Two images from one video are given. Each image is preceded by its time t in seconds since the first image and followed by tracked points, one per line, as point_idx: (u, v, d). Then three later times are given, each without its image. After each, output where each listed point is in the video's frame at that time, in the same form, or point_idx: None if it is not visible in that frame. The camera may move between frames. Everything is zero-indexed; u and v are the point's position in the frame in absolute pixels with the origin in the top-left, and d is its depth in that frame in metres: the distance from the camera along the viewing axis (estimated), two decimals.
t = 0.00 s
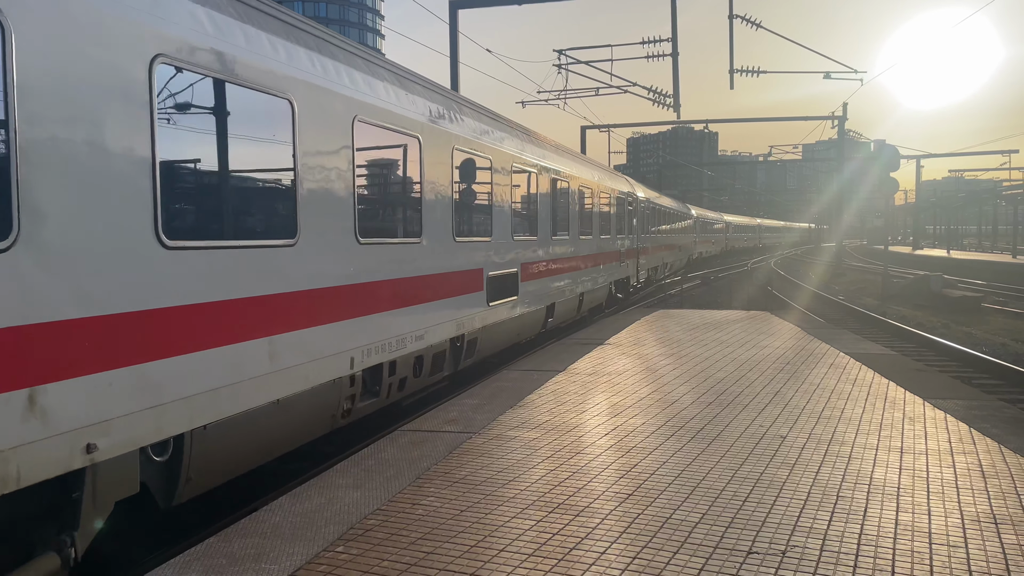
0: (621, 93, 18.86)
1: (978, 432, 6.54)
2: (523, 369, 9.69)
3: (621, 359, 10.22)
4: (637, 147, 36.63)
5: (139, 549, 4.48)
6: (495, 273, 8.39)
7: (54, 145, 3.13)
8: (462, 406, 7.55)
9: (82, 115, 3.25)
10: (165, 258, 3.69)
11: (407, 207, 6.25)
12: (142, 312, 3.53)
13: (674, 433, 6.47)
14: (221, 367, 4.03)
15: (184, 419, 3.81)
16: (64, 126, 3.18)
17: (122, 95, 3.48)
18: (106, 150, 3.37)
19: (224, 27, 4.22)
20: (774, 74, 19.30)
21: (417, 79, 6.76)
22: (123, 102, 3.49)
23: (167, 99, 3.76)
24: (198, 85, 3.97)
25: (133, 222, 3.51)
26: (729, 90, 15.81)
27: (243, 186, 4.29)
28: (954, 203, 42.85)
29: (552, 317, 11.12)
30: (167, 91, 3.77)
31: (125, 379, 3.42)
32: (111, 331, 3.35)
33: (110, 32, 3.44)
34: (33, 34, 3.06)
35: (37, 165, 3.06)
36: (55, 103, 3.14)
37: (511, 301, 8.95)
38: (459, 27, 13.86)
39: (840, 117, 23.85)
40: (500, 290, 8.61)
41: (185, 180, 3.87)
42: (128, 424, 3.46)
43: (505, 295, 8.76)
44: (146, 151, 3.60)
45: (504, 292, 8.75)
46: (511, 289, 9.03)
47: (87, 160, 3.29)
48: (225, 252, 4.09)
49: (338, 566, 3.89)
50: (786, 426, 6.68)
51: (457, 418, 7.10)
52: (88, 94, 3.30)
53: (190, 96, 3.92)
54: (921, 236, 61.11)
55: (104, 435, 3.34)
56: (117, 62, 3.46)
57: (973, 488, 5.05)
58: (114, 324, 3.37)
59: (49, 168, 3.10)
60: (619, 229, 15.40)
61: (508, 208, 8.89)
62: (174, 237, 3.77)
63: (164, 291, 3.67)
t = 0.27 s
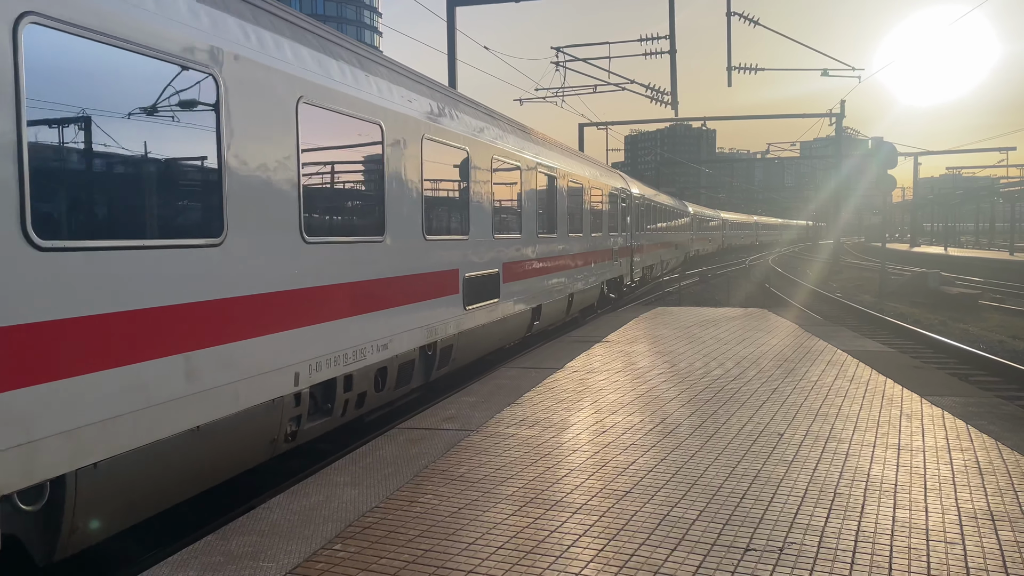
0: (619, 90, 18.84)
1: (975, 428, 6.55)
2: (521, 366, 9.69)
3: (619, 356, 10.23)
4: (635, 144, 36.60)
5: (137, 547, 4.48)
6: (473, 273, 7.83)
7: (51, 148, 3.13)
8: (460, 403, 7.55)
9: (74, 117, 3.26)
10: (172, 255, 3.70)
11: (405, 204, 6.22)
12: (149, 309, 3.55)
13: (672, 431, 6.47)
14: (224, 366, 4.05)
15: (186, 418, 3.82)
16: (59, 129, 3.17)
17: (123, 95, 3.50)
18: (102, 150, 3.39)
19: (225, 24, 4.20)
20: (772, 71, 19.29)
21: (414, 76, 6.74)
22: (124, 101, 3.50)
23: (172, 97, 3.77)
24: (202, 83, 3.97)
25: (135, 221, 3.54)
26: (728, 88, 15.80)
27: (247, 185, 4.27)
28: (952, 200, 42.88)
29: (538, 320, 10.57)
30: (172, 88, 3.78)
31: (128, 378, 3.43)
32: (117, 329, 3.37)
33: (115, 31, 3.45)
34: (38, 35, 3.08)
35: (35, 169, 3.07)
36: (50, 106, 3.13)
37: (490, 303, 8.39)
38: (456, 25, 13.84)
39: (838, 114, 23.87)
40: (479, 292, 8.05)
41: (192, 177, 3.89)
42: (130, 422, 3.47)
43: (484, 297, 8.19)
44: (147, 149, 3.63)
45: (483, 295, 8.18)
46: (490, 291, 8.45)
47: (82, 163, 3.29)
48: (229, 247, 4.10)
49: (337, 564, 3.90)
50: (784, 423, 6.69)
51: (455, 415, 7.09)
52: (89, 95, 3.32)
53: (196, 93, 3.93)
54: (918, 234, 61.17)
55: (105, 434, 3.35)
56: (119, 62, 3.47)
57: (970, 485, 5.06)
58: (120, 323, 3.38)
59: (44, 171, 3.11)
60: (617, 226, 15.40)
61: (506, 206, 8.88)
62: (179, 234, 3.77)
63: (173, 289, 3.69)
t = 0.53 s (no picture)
0: (617, 88, 18.82)
1: (973, 426, 6.56)
2: (519, 364, 9.68)
3: (617, 354, 10.23)
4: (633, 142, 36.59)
5: (136, 546, 4.48)
6: (449, 276, 7.20)
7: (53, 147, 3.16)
8: (459, 401, 7.55)
9: (82, 115, 3.27)
10: (169, 254, 3.68)
11: (405, 202, 6.22)
12: (146, 308, 3.52)
13: (670, 428, 6.47)
14: (223, 366, 4.04)
15: (187, 418, 3.82)
16: (62, 127, 3.18)
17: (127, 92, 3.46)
18: (108, 148, 3.38)
19: (226, 22, 4.19)
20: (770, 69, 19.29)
21: (412, 73, 6.73)
22: (127, 100, 3.46)
23: (171, 93, 3.72)
24: (196, 75, 3.92)
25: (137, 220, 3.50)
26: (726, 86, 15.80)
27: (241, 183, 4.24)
28: (950, 198, 42.93)
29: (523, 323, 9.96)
30: (172, 87, 3.73)
31: (127, 378, 3.41)
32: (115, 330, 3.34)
33: (115, 28, 3.42)
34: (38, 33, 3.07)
35: (36, 167, 3.10)
36: (53, 103, 3.14)
37: (468, 309, 7.76)
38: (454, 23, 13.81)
39: (837, 112, 23.87)
40: (455, 297, 7.41)
41: (189, 176, 3.85)
42: (132, 422, 3.47)
43: (461, 302, 7.56)
44: (148, 147, 3.57)
45: (459, 300, 7.53)
46: (468, 295, 7.79)
47: (88, 160, 3.30)
48: (229, 246, 4.10)
49: (335, 562, 3.90)
50: (782, 420, 6.70)
51: (453, 413, 7.09)
52: (92, 92, 3.30)
53: (191, 87, 3.88)
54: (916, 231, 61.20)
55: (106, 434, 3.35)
56: (120, 59, 3.43)
57: (968, 482, 5.07)
58: (119, 323, 3.37)
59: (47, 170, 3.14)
60: (614, 224, 15.39)
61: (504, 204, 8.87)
62: (176, 233, 3.73)
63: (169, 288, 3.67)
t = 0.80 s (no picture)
0: (617, 86, 18.84)
1: (972, 423, 6.57)
2: (519, 363, 9.68)
3: (617, 352, 10.23)
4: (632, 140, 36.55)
5: (136, 546, 4.48)
6: (420, 279, 6.55)
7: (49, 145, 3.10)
8: (459, 400, 7.55)
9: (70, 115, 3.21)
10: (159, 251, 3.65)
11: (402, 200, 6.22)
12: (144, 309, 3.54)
13: (670, 426, 6.47)
14: (218, 365, 4.03)
15: (183, 417, 3.82)
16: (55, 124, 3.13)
17: (114, 89, 3.44)
18: (97, 146, 3.33)
19: (218, 18, 4.19)
20: (769, 67, 19.30)
21: (410, 71, 6.73)
22: (116, 96, 3.44)
23: (161, 91, 3.72)
24: (190, 75, 3.92)
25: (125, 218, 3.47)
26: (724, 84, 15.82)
27: (232, 180, 4.21)
28: (950, 195, 42.95)
29: (507, 327, 9.37)
30: (161, 83, 3.73)
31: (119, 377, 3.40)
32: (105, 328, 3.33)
33: (105, 25, 3.40)
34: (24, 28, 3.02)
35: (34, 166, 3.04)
36: (44, 100, 3.09)
37: (444, 315, 7.13)
38: (453, 20, 13.80)
39: (836, 110, 23.90)
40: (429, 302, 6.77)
41: (177, 174, 3.82)
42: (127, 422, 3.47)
43: (435, 308, 6.91)
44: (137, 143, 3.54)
45: (433, 306, 6.87)
46: (443, 300, 7.13)
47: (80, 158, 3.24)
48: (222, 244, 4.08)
49: (336, 560, 3.90)
50: (782, 419, 6.70)
51: (453, 412, 7.09)
52: (80, 89, 3.26)
53: (183, 87, 3.88)
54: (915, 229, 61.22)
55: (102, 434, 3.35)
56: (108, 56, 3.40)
57: (968, 479, 5.07)
58: (112, 322, 3.36)
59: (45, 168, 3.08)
60: (613, 222, 15.39)
61: (502, 202, 8.87)
62: (164, 232, 3.70)
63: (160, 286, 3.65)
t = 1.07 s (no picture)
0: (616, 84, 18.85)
1: (973, 421, 6.57)
2: (520, 361, 9.68)
3: (617, 351, 10.24)
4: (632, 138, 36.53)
5: (136, 544, 4.47)
6: (389, 283, 5.95)
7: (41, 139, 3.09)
8: (459, 398, 7.56)
9: (66, 108, 3.21)
10: (162, 250, 3.61)
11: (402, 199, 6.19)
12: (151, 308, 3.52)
13: (670, 425, 6.47)
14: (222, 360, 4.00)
15: (188, 413, 3.78)
16: (48, 120, 3.11)
17: (110, 85, 3.42)
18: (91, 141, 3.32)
19: (219, 15, 4.14)
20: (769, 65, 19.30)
21: (410, 69, 6.73)
22: (111, 92, 3.42)
23: (161, 87, 3.68)
24: (190, 71, 3.87)
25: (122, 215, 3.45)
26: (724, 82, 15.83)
27: (234, 177, 4.14)
28: (949, 193, 42.99)
29: (492, 332, 8.85)
30: (161, 78, 3.69)
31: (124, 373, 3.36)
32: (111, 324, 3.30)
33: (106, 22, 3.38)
34: (20, 22, 2.98)
35: (26, 162, 3.03)
36: (38, 97, 3.06)
37: (418, 322, 6.53)
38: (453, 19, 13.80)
39: (836, 108, 23.90)
40: (399, 307, 6.16)
41: (178, 172, 3.79)
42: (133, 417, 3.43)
43: (406, 316, 6.30)
44: (132, 139, 3.53)
45: (404, 312, 6.26)
46: (416, 306, 6.53)
47: (71, 154, 3.23)
48: (224, 242, 4.04)
49: (337, 558, 3.90)
50: (782, 416, 6.70)
51: (454, 410, 7.09)
52: (76, 85, 3.24)
53: (183, 82, 3.83)
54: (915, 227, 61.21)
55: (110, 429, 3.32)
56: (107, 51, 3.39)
57: (968, 477, 5.07)
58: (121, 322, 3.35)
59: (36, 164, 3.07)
60: (613, 221, 15.40)
61: (502, 200, 8.87)
62: (164, 230, 3.65)
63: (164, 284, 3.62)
